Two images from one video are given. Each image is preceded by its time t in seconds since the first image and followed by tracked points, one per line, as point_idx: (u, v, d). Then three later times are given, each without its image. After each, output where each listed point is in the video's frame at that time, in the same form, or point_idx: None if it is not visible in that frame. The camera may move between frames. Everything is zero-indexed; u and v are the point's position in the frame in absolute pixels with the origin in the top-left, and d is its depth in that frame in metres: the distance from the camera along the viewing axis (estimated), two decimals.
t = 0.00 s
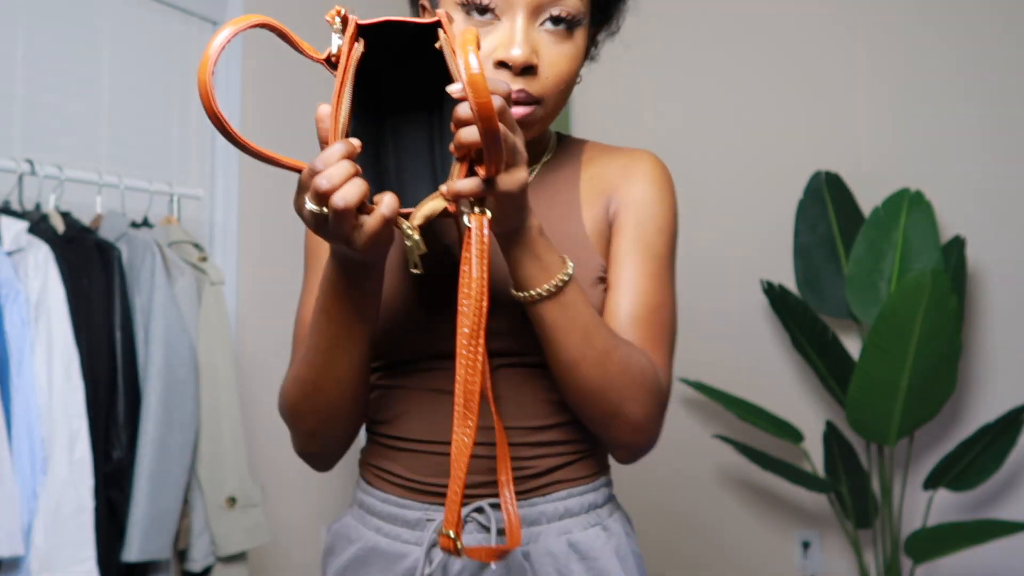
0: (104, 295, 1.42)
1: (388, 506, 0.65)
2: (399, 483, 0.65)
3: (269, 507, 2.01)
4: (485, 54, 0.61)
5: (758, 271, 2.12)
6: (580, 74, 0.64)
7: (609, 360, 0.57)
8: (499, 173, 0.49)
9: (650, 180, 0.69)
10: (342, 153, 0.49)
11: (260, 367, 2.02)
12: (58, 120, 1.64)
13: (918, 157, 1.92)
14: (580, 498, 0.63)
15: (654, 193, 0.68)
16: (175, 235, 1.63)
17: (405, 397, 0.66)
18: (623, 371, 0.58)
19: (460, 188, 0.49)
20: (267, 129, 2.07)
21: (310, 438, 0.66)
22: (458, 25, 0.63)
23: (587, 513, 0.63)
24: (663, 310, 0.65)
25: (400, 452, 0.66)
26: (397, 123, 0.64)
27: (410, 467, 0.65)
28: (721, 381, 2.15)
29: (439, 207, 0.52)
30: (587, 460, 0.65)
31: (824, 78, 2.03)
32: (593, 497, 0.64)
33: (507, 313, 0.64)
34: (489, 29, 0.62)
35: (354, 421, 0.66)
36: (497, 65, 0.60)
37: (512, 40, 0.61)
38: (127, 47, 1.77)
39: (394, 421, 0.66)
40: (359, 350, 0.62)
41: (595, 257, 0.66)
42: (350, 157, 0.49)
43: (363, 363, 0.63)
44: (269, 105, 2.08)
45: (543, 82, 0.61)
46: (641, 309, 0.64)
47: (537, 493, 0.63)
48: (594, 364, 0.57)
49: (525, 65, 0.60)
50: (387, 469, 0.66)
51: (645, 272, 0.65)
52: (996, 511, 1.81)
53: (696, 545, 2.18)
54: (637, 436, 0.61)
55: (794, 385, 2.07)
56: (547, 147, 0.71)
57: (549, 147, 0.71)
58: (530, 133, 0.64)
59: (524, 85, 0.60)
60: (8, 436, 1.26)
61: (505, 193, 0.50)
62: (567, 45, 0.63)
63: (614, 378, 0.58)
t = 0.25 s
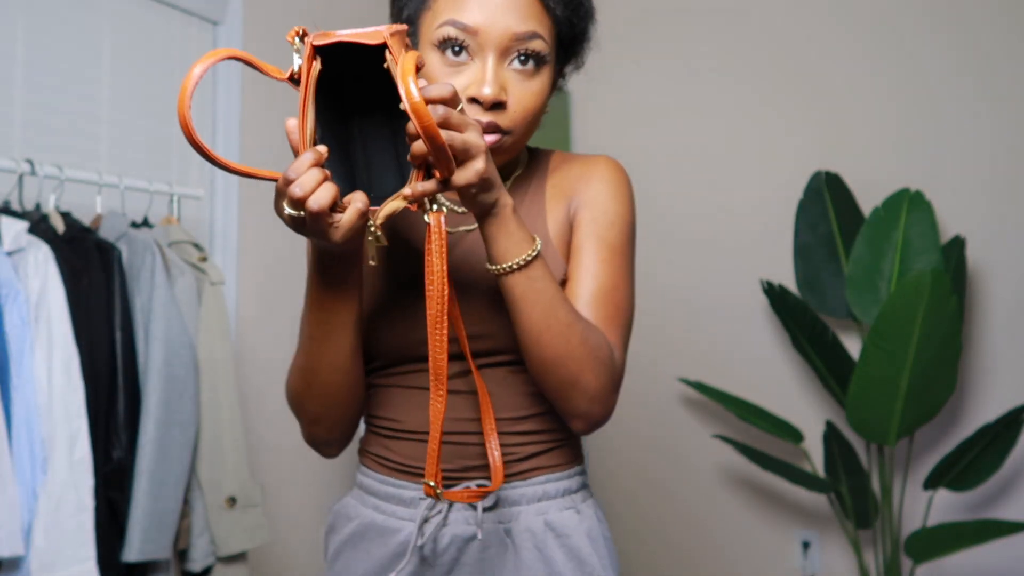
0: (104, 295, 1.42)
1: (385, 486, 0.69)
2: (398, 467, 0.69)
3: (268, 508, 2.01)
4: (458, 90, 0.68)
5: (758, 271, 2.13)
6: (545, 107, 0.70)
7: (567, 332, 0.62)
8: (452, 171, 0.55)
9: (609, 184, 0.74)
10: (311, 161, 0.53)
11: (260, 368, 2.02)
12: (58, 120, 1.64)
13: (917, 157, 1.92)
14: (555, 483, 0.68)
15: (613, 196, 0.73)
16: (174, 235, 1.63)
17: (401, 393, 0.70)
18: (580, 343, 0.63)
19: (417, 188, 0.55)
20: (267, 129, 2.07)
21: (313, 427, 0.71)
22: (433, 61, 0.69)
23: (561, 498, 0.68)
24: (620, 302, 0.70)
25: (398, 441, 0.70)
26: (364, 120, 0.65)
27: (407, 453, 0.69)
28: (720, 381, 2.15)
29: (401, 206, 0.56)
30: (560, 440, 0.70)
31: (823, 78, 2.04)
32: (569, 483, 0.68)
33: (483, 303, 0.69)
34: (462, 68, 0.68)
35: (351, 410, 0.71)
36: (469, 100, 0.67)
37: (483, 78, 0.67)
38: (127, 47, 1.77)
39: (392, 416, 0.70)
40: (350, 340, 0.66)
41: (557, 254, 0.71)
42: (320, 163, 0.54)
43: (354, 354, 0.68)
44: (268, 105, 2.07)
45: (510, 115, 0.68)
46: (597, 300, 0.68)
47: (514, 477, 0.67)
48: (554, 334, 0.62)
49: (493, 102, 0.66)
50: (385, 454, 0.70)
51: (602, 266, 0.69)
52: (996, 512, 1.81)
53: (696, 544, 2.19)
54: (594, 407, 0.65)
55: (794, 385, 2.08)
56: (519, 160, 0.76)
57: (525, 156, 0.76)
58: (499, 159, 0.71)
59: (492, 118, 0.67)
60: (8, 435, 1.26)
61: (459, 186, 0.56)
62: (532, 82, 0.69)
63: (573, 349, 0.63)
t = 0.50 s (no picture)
0: (104, 294, 1.42)
1: (384, 474, 0.69)
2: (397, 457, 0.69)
3: (269, 507, 2.01)
4: (455, 104, 0.69)
5: (758, 271, 2.13)
6: (536, 123, 0.72)
7: (560, 335, 0.63)
8: (456, 190, 0.56)
9: (598, 188, 0.74)
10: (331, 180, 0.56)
11: (260, 368, 2.02)
12: (58, 120, 1.63)
13: (918, 157, 1.91)
14: (549, 471, 0.68)
15: (601, 200, 0.73)
16: (175, 235, 1.63)
17: (401, 388, 0.70)
18: (573, 348, 0.63)
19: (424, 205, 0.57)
20: (267, 129, 2.07)
21: (318, 424, 0.71)
22: (431, 78, 0.71)
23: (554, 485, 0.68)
24: (610, 306, 0.70)
25: (396, 432, 0.70)
26: (364, 142, 0.70)
27: (407, 445, 0.69)
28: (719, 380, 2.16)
29: (410, 223, 0.60)
30: (554, 435, 0.70)
31: (823, 78, 2.04)
32: (560, 474, 0.68)
33: (481, 298, 0.69)
34: (457, 83, 0.70)
35: (357, 409, 0.71)
36: (465, 113, 0.68)
37: (478, 93, 0.68)
38: (126, 47, 1.77)
39: (392, 409, 0.70)
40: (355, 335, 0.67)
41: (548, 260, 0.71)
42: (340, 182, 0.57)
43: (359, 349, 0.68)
44: (268, 105, 2.07)
45: (505, 128, 0.69)
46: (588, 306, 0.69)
47: (509, 466, 0.67)
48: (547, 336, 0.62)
49: (488, 115, 0.68)
50: (383, 444, 0.70)
51: (593, 272, 0.70)
52: (996, 511, 1.81)
53: (695, 544, 2.19)
54: (585, 407, 0.66)
55: (794, 385, 2.08)
56: (512, 172, 0.76)
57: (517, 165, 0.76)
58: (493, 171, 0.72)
59: (489, 131, 0.69)
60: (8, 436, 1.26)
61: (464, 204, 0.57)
62: (525, 96, 0.70)
63: (566, 353, 0.63)
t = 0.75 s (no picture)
0: (104, 295, 1.42)
1: (384, 470, 0.69)
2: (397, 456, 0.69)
3: (270, 507, 2.01)
4: (457, 103, 0.69)
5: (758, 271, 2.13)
6: (534, 125, 0.72)
7: (573, 349, 0.62)
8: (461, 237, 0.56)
9: (595, 194, 0.74)
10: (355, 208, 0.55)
11: (261, 368, 2.02)
12: (57, 119, 1.64)
13: (918, 155, 1.90)
14: (548, 468, 0.68)
15: (599, 206, 0.73)
16: (174, 235, 1.63)
17: (400, 387, 0.70)
18: (584, 361, 0.63)
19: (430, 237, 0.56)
20: (267, 129, 2.07)
21: (315, 427, 0.73)
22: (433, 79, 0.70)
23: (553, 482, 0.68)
24: (613, 312, 0.70)
25: (396, 430, 0.70)
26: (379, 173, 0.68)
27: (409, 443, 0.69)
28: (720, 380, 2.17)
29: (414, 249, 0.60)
30: (554, 432, 0.70)
31: (823, 77, 2.04)
32: (559, 472, 0.68)
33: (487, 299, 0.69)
34: (459, 84, 0.70)
35: (348, 410, 0.72)
36: (466, 111, 0.68)
37: (480, 91, 0.68)
38: (126, 47, 1.77)
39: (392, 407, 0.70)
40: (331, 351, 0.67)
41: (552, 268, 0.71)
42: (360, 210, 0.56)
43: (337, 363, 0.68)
44: (269, 105, 2.07)
45: (506, 126, 0.69)
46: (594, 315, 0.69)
47: (509, 463, 0.67)
48: (558, 350, 0.62)
49: (490, 113, 0.67)
50: (382, 442, 0.71)
51: (596, 280, 0.70)
52: (997, 512, 1.80)
53: (696, 544, 2.19)
54: (589, 407, 0.67)
55: (795, 385, 2.07)
56: (509, 176, 0.76)
57: (513, 174, 0.76)
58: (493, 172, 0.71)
59: (490, 129, 0.68)
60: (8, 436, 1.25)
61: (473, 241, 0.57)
62: (525, 97, 0.70)
63: (577, 365, 0.63)
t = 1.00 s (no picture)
0: (104, 294, 1.42)
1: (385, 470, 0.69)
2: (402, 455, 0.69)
3: (269, 507, 2.02)
4: (462, 93, 0.68)
5: (758, 271, 2.13)
6: (537, 120, 0.72)
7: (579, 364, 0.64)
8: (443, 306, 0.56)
9: (595, 200, 0.74)
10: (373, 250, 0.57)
11: (261, 368, 2.02)
12: (57, 119, 1.63)
13: (918, 155, 1.91)
14: (550, 470, 0.68)
15: (601, 213, 0.73)
16: (174, 235, 1.63)
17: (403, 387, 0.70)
18: (590, 376, 0.65)
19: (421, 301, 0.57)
20: (267, 129, 2.07)
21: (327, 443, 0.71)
22: (437, 71, 0.70)
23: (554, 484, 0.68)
24: (618, 322, 0.72)
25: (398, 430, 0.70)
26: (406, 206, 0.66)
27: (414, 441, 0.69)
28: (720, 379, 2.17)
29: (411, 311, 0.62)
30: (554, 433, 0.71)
31: (823, 77, 2.04)
32: (559, 472, 0.68)
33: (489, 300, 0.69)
34: (464, 75, 0.70)
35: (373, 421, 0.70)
36: (472, 100, 0.67)
37: (485, 82, 0.68)
38: (126, 47, 1.77)
39: (392, 408, 0.70)
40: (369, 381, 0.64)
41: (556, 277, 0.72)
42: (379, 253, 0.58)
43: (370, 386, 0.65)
44: (269, 106, 2.07)
45: (512, 115, 0.68)
46: (600, 326, 0.70)
47: (511, 463, 0.67)
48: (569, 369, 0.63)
49: (495, 102, 0.67)
50: (384, 439, 0.71)
51: (602, 290, 0.71)
52: (997, 512, 1.81)
53: (696, 544, 2.19)
54: (593, 414, 0.68)
55: (794, 385, 2.07)
56: (508, 178, 0.76)
57: (511, 176, 0.76)
58: (497, 164, 0.70)
59: (495, 118, 0.68)
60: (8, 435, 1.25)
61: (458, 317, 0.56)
62: (529, 90, 0.70)
63: (585, 377, 0.65)
